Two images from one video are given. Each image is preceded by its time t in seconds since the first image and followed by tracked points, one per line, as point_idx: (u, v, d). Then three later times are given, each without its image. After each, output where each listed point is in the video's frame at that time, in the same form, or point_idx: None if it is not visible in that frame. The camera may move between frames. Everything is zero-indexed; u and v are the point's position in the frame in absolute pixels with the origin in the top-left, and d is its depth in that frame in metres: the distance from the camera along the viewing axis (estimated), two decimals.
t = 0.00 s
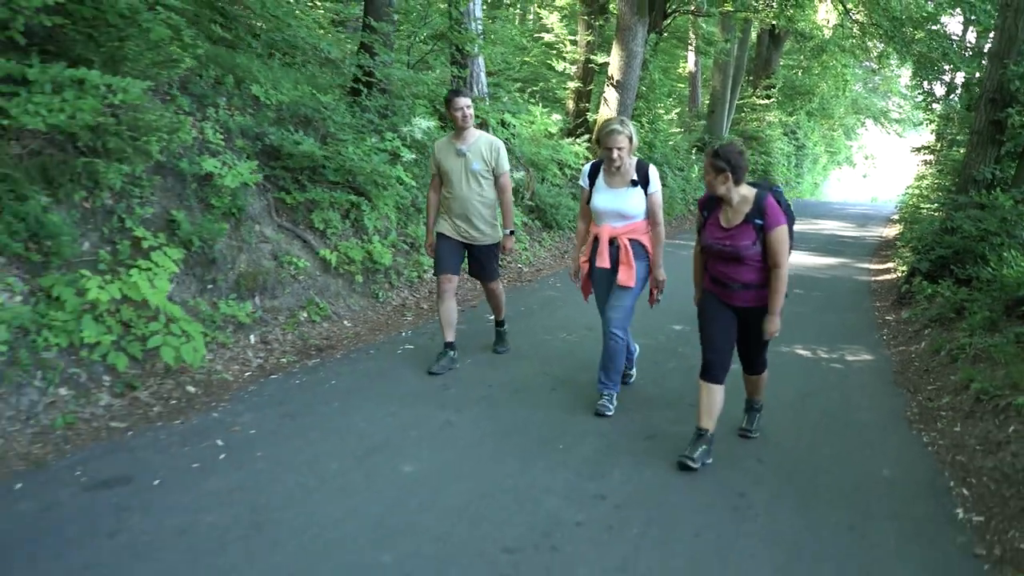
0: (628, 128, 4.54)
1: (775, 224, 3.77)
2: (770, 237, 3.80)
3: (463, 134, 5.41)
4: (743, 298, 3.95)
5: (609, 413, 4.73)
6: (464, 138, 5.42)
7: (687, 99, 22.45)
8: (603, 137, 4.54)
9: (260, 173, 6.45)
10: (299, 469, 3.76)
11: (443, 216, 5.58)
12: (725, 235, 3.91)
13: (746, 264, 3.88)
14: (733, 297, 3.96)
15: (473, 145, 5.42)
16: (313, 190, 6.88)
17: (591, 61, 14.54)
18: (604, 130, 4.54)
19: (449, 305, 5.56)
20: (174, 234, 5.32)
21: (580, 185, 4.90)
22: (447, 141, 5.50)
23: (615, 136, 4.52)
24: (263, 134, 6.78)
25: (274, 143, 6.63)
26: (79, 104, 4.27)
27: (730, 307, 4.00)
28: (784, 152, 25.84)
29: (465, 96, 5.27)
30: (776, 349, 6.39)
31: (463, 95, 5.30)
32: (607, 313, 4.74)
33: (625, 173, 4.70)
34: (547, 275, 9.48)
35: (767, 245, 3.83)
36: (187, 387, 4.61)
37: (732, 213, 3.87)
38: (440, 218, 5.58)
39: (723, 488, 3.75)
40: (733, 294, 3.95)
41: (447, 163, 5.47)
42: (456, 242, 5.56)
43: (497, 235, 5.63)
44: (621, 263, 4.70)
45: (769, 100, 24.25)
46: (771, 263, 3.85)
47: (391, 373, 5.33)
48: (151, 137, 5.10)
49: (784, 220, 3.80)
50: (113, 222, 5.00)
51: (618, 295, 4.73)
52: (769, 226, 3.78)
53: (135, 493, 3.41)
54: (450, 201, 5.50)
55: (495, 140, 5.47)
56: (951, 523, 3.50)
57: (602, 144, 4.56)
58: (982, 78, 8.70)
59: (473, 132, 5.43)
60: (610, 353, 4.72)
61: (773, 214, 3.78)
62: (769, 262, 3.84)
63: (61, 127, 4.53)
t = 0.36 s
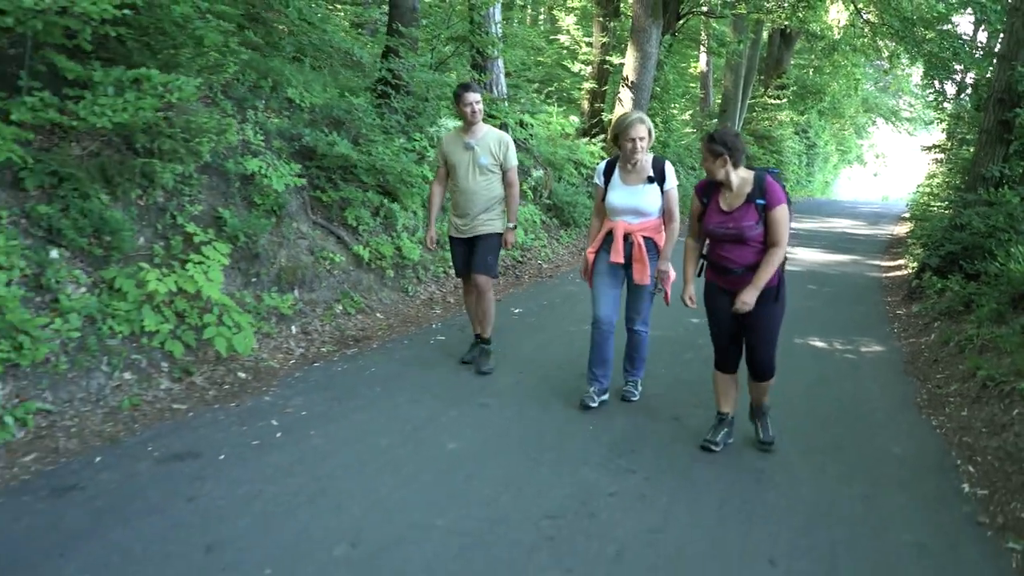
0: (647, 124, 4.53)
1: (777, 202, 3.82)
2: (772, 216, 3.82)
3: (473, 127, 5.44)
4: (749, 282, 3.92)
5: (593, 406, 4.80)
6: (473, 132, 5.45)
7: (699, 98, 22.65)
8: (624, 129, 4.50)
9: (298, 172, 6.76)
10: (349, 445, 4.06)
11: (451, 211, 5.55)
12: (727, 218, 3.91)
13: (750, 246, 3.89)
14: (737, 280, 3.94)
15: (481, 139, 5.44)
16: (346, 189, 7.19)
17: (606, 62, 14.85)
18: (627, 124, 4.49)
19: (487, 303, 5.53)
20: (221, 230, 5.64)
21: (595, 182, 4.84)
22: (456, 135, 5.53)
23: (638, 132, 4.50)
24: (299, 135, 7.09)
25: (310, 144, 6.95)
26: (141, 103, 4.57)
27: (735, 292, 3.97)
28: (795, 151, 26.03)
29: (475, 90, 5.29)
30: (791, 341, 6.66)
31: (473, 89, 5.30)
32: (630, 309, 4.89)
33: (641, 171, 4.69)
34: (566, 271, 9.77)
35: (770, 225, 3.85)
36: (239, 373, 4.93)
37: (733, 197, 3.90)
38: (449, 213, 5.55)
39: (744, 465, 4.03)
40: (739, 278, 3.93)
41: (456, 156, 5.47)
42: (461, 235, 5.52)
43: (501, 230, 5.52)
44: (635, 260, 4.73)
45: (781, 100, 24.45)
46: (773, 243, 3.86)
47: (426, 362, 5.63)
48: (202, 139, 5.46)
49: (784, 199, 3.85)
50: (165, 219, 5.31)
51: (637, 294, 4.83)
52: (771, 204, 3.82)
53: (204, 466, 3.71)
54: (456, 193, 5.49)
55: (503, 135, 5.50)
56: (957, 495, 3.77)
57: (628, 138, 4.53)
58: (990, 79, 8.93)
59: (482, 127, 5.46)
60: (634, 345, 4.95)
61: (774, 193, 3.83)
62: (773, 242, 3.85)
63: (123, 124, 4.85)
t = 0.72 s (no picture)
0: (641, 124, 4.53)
1: (790, 212, 3.76)
2: (785, 226, 3.78)
3: (477, 131, 5.43)
4: (758, 289, 3.90)
5: (613, 412, 4.60)
6: (477, 135, 5.44)
7: (703, 96, 22.88)
8: (624, 132, 4.50)
9: (321, 166, 7.01)
10: (383, 422, 4.31)
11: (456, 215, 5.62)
12: (740, 226, 3.89)
13: (762, 255, 3.85)
14: (747, 288, 3.92)
15: (485, 142, 5.43)
16: (367, 183, 7.44)
17: (613, 60, 15.09)
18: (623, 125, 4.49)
19: (477, 303, 5.49)
20: (252, 221, 5.90)
21: (591, 188, 4.80)
22: (461, 138, 5.53)
23: (636, 132, 4.51)
24: (321, 130, 7.34)
25: (333, 139, 7.20)
26: (183, 99, 4.86)
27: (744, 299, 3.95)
28: (797, 149, 26.25)
29: (480, 93, 5.23)
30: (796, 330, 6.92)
31: (479, 92, 5.24)
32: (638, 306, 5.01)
33: (639, 172, 4.67)
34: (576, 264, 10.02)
35: (782, 235, 3.81)
36: (272, 356, 5.17)
37: (746, 205, 3.86)
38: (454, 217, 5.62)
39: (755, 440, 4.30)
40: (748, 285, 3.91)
41: (460, 160, 5.50)
42: (464, 238, 5.60)
43: (503, 234, 5.57)
44: (640, 262, 4.72)
45: (783, 98, 24.64)
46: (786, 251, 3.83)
47: (447, 347, 5.88)
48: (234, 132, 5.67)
49: (799, 209, 3.79)
50: (200, 210, 5.56)
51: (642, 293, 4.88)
52: (784, 215, 3.77)
53: (250, 439, 3.96)
54: (460, 197, 5.54)
55: (508, 139, 5.48)
56: (956, 469, 4.03)
57: (627, 139, 4.52)
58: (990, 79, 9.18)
59: (487, 130, 5.45)
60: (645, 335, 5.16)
61: (788, 203, 3.77)
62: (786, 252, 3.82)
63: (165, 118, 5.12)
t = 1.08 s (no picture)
0: (644, 113, 4.54)
1: (819, 206, 3.59)
2: (810, 219, 3.63)
3: (486, 120, 5.38)
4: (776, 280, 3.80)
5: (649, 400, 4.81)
6: (487, 124, 5.39)
7: (709, 95, 23.09)
8: (627, 119, 4.51)
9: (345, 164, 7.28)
10: (414, 405, 4.57)
11: (462, 204, 5.55)
12: (766, 211, 3.78)
13: (783, 246, 3.74)
14: (763, 276, 3.84)
15: (494, 131, 5.38)
16: (388, 180, 7.71)
17: (622, 60, 15.34)
18: (626, 113, 4.51)
19: (494, 298, 5.64)
20: (282, 217, 6.17)
21: (595, 177, 4.74)
22: (471, 127, 5.49)
23: (639, 120, 4.51)
24: (344, 129, 7.61)
25: (356, 138, 7.47)
26: (223, 104, 5.22)
27: (760, 286, 3.88)
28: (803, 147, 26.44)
29: (490, 81, 5.20)
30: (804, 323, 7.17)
31: (489, 81, 5.21)
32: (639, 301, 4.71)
33: (644, 159, 4.65)
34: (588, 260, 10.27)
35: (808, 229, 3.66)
36: (305, 344, 5.45)
37: (777, 191, 3.73)
38: (460, 207, 5.55)
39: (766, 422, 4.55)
40: (764, 274, 3.83)
41: (467, 148, 5.45)
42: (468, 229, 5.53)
43: (510, 226, 5.50)
44: (647, 250, 4.60)
45: (789, 97, 24.83)
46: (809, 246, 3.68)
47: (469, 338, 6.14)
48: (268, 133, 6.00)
49: (831, 204, 3.61)
50: (234, 206, 5.83)
51: (647, 283, 4.68)
52: (813, 208, 3.61)
53: (292, 419, 4.23)
54: (467, 186, 5.47)
55: (518, 128, 5.40)
56: (955, 449, 4.28)
57: (630, 128, 4.52)
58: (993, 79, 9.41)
59: (497, 119, 5.39)
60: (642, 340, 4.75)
61: (819, 197, 3.60)
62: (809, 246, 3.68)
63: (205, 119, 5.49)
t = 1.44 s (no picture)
0: (651, 124, 4.45)
1: (817, 217, 3.57)
2: (810, 230, 3.60)
3: (489, 124, 5.39)
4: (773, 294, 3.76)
5: (642, 418, 4.45)
6: (489, 129, 5.39)
7: (713, 98, 23.37)
8: (631, 130, 4.41)
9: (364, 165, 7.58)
10: (435, 392, 4.86)
11: (464, 209, 5.51)
12: (767, 224, 3.74)
13: (782, 257, 3.70)
14: (765, 290, 3.79)
15: (497, 135, 5.37)
16: (404, 181, 8.01)
17: (628, 64, 15.66)
18: (632, 125, 4.40)
19: (465, 298, 5.44)
20: (305, 215, 6.46)
21: (600, 185, 4.69)
22: (474, 132, 5.49)
23: (644, 134, 4.41)
24: (362, 132, 7.91)
25: (373, 141, 7.78)
26: (254, 107, 5.53)
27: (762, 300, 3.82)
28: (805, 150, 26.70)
29: (491, 86, 5.25)
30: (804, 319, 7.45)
31: (490, 86, 5.25)
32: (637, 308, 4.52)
33: (647, 171, 4.58)
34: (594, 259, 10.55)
35: (806, 239, 3.63)
36: (329, 336, 5.74)
37: (777, 203, 3.71)
38: (462, 211, 5.51)
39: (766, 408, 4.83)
40: (766, 288, 3.77)
41: (471, 154, 5.43)
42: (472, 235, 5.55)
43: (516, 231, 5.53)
44: (649, 259, 4.53)
45: (792, 100, 25.09)
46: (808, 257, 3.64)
47: (483, 332, 6.42)
48: (293, 135, 6.27)
49: (829, 215, 3.60)
50: (261, 205, 6.13)
51: (647, 293, 4.56)
52: (811, 218, 3.59)
53: (321, 404, 4.51)
54: (471, 192, 5.44)
55: (521, 131, 5.38)
56: (944, 433, 4.56)
57: (635, 141, 4.41)
58: (988, 84, 9.70)
59: (500, 123, 5.39)
60: (640, 349, 4.48)
61: (818, 207, 3.59)
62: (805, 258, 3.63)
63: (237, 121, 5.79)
